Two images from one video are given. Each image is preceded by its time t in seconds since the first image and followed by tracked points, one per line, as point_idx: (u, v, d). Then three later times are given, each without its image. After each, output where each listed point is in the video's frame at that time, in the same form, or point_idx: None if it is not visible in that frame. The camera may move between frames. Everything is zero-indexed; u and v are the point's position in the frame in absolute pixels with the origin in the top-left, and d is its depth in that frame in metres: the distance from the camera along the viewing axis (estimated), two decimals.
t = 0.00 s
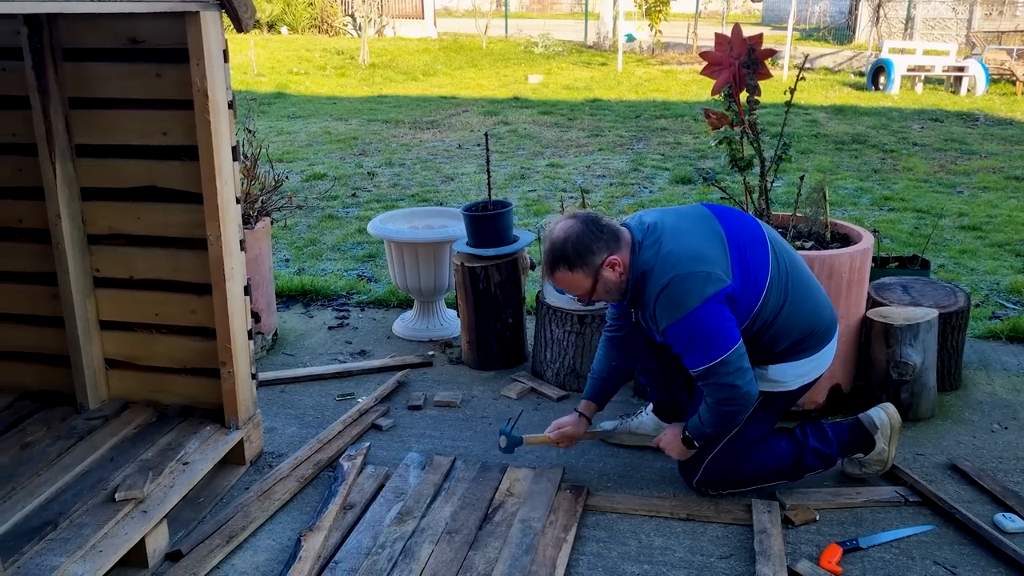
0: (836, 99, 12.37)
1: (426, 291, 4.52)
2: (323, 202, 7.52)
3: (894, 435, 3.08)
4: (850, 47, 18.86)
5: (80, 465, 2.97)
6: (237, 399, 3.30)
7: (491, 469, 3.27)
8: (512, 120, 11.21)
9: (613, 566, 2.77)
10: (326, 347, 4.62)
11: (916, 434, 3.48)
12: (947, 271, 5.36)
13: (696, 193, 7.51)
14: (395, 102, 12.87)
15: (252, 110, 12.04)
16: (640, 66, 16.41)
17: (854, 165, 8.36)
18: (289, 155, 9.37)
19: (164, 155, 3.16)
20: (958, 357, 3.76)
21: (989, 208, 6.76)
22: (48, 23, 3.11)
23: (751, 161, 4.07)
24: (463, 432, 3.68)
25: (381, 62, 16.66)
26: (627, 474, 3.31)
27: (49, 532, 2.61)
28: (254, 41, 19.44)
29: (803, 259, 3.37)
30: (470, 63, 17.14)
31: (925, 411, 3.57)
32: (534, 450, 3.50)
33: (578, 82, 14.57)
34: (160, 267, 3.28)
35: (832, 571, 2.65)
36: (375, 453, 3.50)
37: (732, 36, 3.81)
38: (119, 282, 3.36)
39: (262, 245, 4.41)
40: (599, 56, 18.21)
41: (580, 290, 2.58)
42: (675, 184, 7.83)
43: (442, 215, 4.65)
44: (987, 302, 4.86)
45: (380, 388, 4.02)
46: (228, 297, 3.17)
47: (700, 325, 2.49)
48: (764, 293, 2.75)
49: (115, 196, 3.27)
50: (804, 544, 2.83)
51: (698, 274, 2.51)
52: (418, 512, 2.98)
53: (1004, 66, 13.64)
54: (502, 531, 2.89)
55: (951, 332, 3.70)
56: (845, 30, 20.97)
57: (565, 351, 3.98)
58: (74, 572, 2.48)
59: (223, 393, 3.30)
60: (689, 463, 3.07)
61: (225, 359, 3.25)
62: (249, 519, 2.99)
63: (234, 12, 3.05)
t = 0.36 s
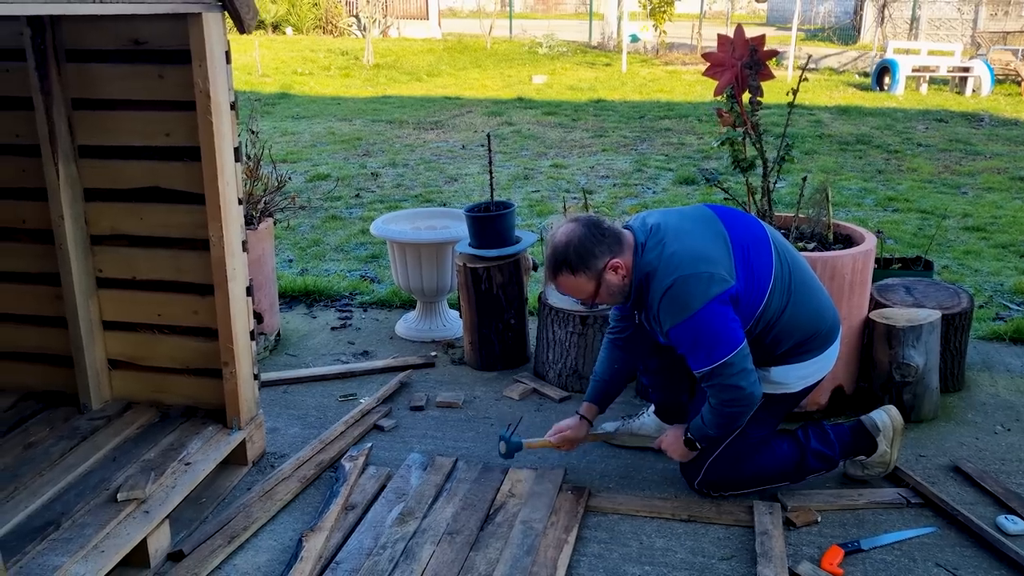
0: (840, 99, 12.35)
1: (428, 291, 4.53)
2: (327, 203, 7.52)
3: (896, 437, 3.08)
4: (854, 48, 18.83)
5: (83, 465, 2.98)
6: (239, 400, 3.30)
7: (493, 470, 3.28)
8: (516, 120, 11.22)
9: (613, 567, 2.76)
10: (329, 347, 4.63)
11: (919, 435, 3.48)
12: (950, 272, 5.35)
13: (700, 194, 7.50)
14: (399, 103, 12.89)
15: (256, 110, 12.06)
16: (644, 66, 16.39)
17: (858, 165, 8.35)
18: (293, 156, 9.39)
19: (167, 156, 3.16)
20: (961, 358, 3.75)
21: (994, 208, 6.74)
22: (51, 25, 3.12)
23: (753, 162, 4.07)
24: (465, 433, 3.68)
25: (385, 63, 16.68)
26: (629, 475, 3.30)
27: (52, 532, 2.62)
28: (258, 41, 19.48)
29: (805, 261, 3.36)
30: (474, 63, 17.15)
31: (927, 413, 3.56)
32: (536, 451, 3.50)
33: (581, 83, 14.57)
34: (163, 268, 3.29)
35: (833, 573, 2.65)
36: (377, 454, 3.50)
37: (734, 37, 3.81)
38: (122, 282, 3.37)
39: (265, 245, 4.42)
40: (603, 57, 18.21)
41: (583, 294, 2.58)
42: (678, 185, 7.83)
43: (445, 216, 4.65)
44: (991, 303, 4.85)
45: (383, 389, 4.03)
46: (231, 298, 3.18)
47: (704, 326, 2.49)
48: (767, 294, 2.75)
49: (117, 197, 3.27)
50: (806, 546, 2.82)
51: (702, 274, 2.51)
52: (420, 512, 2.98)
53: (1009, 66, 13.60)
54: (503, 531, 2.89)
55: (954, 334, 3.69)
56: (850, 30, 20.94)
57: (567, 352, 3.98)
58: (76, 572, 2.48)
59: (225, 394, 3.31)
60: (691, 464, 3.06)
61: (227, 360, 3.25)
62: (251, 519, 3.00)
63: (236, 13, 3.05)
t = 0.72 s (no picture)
0: (844, 99, 12.34)
1: (431, 291, 4.53)
2: (330, 203, 7.54)
3: (898, 436, 3.07)
4: (858, 48, 18.81)
5: (86, 465, 2.99)
6: (242, 400, 3.31)
7: (496, 470, 3.28)
8: (520, 120, 11.22)
9: (616, 568, 2.76)
10: (332, 348, 4.64)
11: (922, 436, 3.47)
12: (954, 272, 5.34)
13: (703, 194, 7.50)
14: (403, 103, 12.90)
15: (261, 111, 12.09)
16: (648, 67, 16.37)
17: (862, 166, 8.34)
18: (298, 156, 9.41)
19: (171, 157, 3.17)
20: (965, 359, 3.75)
21: (999, 209, 6.72)
22: (55, 26, 3.13)
23: (757, 163, 4.07)
24: (468, 433, 3.68)
25: (389, 63, 16.70)
26: (632, 476, 3.30)
27: (55, 532, 2.63)
28: (263, 42, 19.53)
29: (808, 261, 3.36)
30: (478, 64, 17.16)
31: (931, 414, 3.56)
32: (538, 452, 3.50)
33: (586, 83, 14.58)
34: (167, 268, 3.29)
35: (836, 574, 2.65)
36: (380, 454, 3.51)
37: (737, 38, 3.81)
38: (125, 282, 3.38)
39: (268, 246, 4.43)
40: (607, 57, 18.22)
41: (582, 245, 2.60)
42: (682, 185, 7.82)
43: (448, 217, 4.65)
44: (996, 304, 4.84)
45: (386, 389, 4.03)
46: (234, 298, 3.18)
47: (716, 309, 2.49)
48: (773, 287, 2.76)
49: (122, 198, 3.28)
50: (809, 547, 2.82)
51: (718, 258, 2.51)
52: (422, 513, 2.99)
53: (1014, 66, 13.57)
54: (505, 532, 2.90)
55: (958, 335, 3.69)
56: (854, 30, 20.92)
57: (569, 353, 3.98)
58: (80, 571, 2.49)
59: (228, 394, 3.31)
60: (693, 464, 3.06)
61: (230, 360, 3.26)
62: (253, 519, 3.00)
63: (239, 14, 3.06)
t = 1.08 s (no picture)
0: (848, 100, 12.33)
1: (435, 292, 4.54)
2: (334, 204, 7.55)
3: (899, 432, 3.09)
4: (862, 47, 18.79)
5: (92, 464, 3.00)
6: (247, 400, 3.32)
7: (499, 470, 3.29)
8: (523, 121, 11.23)
9: (619, 568, 2.77)
10: (336, 348, 4.65)
11: (926, 437, 3.47)
12: (958, 273, 5.34)
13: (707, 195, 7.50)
14: (407, 104, 12.92)
15: (265, 112, 12.12)
16: (652, 67, 16.37)
17: (866, 167, 8.33)
18: (301, 156, 9.43)
19: (176, 158, 3.19)
20: (968, 359, 3.75)
21: (1002, 210, 6.72)
22: (61, 28, 3.15)
23: (760, 163, 4.07)
24: (471, 433, 3.69)
25: (393, 64, 16.71)
26: (635, 476, 3.31)
27: (62, 531, 2.64)
28: (266, 42, 19.56)
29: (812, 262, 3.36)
30: (482, 64, 17.17)
31: (934, 414, 3.56)
32: (542, 452, 3.51)
33: (589, 83, 14.58)
34: (172, 268, 3.31)
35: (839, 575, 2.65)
36: (384, 455, 3.52)
37: (741, 38, 3.82)
38: (131, 283, 3.39)
39: (272, 247, 4.44)
40: (611, 57, 18.22)
41: (614, 214, 2.61)
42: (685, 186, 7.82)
43: (452, 217, 4.66)
44: (999, 305, 4.84)
45: (390, 390, 4.04)
46: (239, 298, 3.19)
47: (731, 300, 2.54)
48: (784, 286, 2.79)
49: (128, 198, 3.30)
50: (812, 547, 2.83)
51: (737, 249, 2.57)
52: (426, 513, 3.00)
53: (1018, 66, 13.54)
54: (509, 532, 2.90)
55: (961, 335, 3.69)
56: (858, 30, 20.89)
57: (573, 353, 3.99)
58: (87, 570, 2.51)
59: (233, 395, 3.32)
60: (698, 465, 3.06)
61: (235, 360, 3.27)
62: (258, 519, 3.02)
63: (244, 15, 3.07)
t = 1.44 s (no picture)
0: (853, 98, 12.30)
1: (439, 291, 4.54)
2: (339, 203, 7.56)
3: (902, 430, 3.09)
4: (867, 46, 18.75)
5: (98, 463, 3.01)
6: (252, 399, 3.33)
7: (504, 469, 3.30)
8: (527, 120, 11.23)
9: (623, 566, 2.77)
10: (341, 347, 4.66)
11: (930, 436, 3.47)
12: (963, 272, 5.33)
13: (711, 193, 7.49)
14: (411, 103, 12.92)
15: (269, 111, 12.13)
16: (656, 66, 16.34)
17: (870, 165, 8.32)
18: (306, 156, 9.44)
19: (181, 158, 3.20)
20: (973, 358, 3.75)
21: (1007, 208, 6.70)
22: (67, 28, 3.16)
23: (764, 162, 4.07)
24: (476, 432, 3.70)
25: (397, 63, 16.71)
26: (639, 475, 3.31)
27: (68, 529, 2.65)
28: (271, 42, 19.57)
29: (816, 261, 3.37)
30: (486, 63, 17.16)
31: (938, 413, 3.56)
32: (547, 451, 3.52)
33: (593, 82, 14.58)
34: (177, 268, 3.32)
35: (843, 573, 2.65)
36: (388, 453, 3.53)
37: (745, 37, 3.81)
38: (136, 282, 3.41)
39: (277, 246, 4.45)
40: (615, 55, 18.19)
41: (653, 147, 2.80)
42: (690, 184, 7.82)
43: (456, 216, 4.66)
44: (1004, 304, 4.83)
45: (394, 389, 4.05)
46: (244, 297, 3.21)
47: (756, 256, 2.68)
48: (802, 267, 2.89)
49: (133, 198, 3.31)
50: (816, 546, 2.83)
51: (763, 209, 2.73)
52: (431, 511, 3.00)
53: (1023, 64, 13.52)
54: (513, 530, 2.91)
55: (965, 334, 3.68)
56: (862, 28, 20.84)
57: (577, 352, 3.99)
58: (93, 568, 2.52)
59: (238, 393, 3.34)
60: (703, 466, 3.06)
61: (240, 359, 3.28)
62: (263, 517, 3.03)
63: (249, 16, 3.08)
